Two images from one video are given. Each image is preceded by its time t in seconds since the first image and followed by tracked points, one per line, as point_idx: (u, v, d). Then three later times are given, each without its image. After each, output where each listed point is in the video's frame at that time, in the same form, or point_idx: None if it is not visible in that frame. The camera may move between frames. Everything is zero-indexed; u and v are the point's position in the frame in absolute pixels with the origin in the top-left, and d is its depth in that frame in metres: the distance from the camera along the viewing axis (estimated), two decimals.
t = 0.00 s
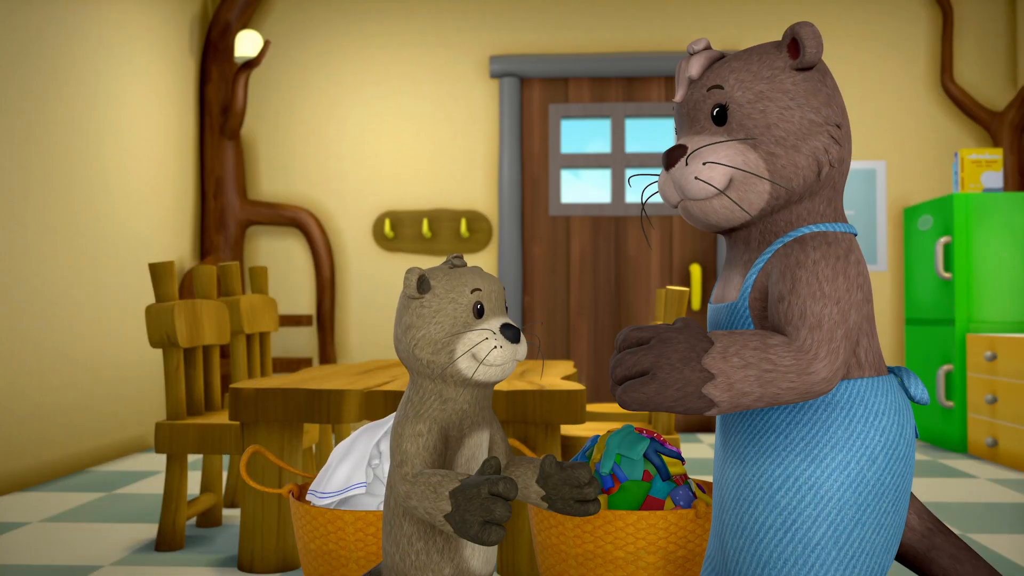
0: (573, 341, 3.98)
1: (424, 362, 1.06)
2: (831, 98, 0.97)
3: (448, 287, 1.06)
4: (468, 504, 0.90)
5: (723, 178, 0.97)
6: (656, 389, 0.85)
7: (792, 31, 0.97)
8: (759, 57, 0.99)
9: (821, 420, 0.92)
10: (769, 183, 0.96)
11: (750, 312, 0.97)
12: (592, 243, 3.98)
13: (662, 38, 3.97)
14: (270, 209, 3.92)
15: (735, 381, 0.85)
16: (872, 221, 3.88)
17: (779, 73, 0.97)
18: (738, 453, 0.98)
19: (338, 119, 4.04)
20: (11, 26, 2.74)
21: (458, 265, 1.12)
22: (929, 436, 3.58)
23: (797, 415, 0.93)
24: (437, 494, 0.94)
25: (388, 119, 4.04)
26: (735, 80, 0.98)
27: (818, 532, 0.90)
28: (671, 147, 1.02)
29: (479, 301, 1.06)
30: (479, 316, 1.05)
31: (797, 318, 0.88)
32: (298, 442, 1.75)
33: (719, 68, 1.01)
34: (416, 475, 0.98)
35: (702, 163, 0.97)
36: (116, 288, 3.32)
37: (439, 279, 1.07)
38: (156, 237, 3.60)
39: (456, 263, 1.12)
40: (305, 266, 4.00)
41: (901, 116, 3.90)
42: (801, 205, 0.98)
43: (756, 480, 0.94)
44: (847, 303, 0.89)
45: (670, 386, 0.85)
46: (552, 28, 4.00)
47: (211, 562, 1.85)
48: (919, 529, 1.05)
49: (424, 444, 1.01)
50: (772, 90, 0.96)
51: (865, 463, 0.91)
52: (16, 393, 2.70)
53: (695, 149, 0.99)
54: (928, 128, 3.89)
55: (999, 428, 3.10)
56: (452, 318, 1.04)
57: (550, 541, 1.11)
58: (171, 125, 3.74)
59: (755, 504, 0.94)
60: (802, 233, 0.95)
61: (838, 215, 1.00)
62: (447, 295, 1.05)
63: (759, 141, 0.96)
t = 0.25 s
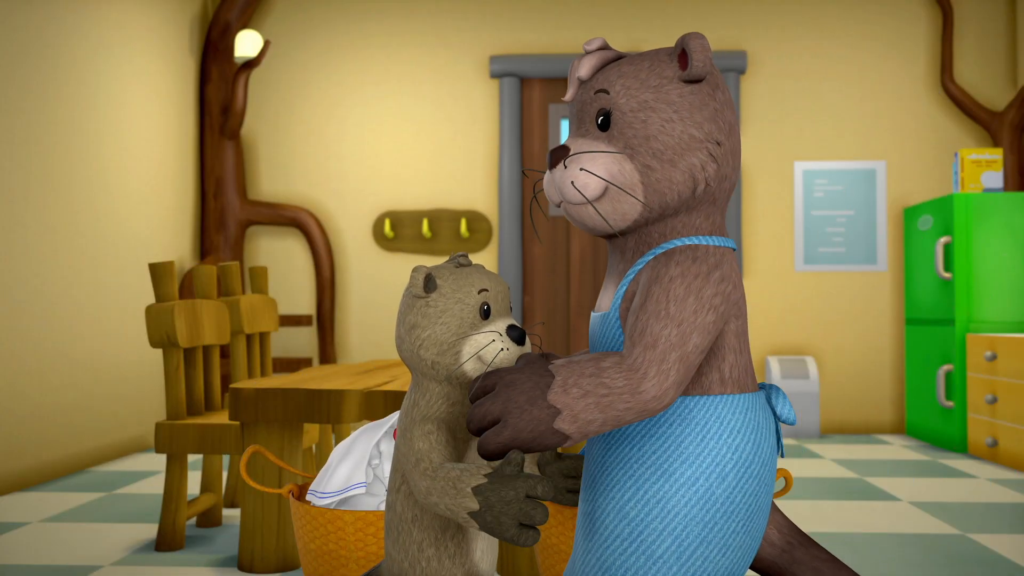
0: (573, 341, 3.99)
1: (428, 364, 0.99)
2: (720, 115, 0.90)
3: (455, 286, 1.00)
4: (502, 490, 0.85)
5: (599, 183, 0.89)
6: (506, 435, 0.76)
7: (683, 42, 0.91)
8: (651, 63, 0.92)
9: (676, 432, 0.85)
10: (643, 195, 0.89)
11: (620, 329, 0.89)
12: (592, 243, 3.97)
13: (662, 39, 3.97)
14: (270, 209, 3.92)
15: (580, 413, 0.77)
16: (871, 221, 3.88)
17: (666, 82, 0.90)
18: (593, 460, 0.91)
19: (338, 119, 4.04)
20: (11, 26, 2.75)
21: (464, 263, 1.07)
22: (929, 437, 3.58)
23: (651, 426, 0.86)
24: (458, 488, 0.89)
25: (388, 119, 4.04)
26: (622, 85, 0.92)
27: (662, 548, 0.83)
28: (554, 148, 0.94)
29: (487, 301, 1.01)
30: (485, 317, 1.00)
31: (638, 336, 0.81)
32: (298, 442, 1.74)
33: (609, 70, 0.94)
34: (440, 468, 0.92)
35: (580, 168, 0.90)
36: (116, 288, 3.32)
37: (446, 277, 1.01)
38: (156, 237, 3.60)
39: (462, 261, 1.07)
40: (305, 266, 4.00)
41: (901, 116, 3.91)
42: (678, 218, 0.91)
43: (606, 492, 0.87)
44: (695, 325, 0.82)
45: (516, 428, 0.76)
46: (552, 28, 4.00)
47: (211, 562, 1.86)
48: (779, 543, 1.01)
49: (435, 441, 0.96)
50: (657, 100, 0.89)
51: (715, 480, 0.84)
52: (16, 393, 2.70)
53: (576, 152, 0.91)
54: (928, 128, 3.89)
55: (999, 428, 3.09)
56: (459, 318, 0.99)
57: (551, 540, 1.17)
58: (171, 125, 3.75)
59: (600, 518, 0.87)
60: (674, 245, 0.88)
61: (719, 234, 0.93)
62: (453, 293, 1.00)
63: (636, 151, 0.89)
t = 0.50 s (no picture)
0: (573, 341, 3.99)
1: (422, 357, 0.92)
2: (666, 103, 0.88)
3: (445, 275, 0.94)
4: (508, 467, 0.75)
5: (553, 184, 0.86)
6: (454, 428, 0.73)
7: (623, 33, 0.88)
8: (593, 56, 0.89)
9: (627, 423, 0.82)
10: (599, 191, 0.87)
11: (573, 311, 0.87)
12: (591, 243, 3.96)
13: (661, 38, 3.97)
14: (270, 209, 3.92)
15: (526, 398, 0.73)
16: (871, 221, 3.88)
17: (611, 75, 0.87)
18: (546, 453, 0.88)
19: (338, 119, 4.04)
20: (11, 27, 2.75)
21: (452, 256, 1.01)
22: (929, 436, 3.57)
23: (603, 417, 0.83)
24: (458, 478, 0.78)
25: (388, 119, 4.04)
26: (566, 81, 0.88)
27: (615, 542, 0.81)
28: (503, 149, 0.91)
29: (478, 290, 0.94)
30: (477, 305, 0.93)
31: (585, 317, 0.78)
32: (299, 442, 1.74)
33: (551, 67, 0.91)
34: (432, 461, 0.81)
35: (532, 169, 0.86)
36: (116, 288, 3.32)
37: (435, 268, 0.95)
38: (156, 238, 3.60)
39: (451, 254, 1.01)
40: (305, 266, 4.00)
41: (901, 116, 3.91)
42: (637, 210, 0.89)
43: (559, 486, 0.84)
44: (647, 313, 0.79)
45: (464, 419, 0.73)
46: (552, 28, 4.00)
47: (211, 562, 1.86)
48: (732, 534, 0.95)
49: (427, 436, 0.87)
50: (604, 94, 0.86)
51: (669, 470, 0.81)
52: (16, 393, 2.70)
53: (527, 153, 0.88)
54: (928, 128, 3.89)
55: (999, 428, 3.09)
56: (450, 308, 0.92)
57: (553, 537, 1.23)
58: (171, 125, 3.75)
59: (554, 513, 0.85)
60: (637, 235, 0.86)
61: (677, 225, 0.91)
62: (444, 283, 0.93)
63: (588, 147, 0.86)
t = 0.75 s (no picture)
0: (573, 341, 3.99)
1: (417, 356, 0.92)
2: (648, 102, 0.88)
3: (437, 273, 0.94)
4: (516, 468, 0.77)
5: (550, 195, 0.85)
6: (449, 412, 0.69)
7: (599, 37, 0.88)
8: (571, 64, 0.88)
9: (631, 423, 0.82)
10: (598, 197, 0.86)
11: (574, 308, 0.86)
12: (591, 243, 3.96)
13: (661, 38, 3.97)
14: (270, 209, 3.92)
15: (527, 389, 0.71)
16: (872, 221, 3.88)
17: (592, 81, 0.87)
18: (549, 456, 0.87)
19: (338, 119, 4.04)
20: (11, 27, 2.75)
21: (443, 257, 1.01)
22: (929, 436, 3.57)
23: (607, 419, 0.82)
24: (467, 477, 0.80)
25: (388, 119, 4.04)
26: (549, 91, 0.87)
27: (625, 542, 0.81)
28: (492, 166, 0.89)
29: (470, 287, 0.95)
30: (470, 302, 0.94)
31: (588, 311, 0.78)
32: (299, 442, 1.74)
33: (531, 78, 0.90)
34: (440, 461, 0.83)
35: (526, 183, 0.85)
36: (116, 288, 3.32)
37: (427, 267, 0.95)
38: (156, 238, 3.60)
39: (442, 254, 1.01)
40: (305, 266, 4.00)
41: (901, 116, 3.91)
42: (635, 211, 0.89)
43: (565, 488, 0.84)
44: (651, 307, 0.79)
45: (463, 406, 0.70)
46: (552, 28, 4.00)
47: (211, 562, 1.86)
48: (737, 527, 0.95)
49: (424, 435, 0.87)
50: (589, 100, 0.86)
51: (675, 467, 0.82)
52: (16, 393, 2.70)
53: (519, 168, 0.86)
54: (928, 128, 3.89)
55: (999, 428, 3.09)
56: (443, 306, 0.92)
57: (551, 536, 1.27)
58: (171, 125, 3.75)
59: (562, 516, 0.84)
60: (641, 234, 0.85)
61: (671, 223, 0.91)
62: (436, 281, 0.93)
63: (581, 155, 0.85)
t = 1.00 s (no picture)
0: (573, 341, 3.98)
1: (391, 374, 1.02)
2: (620, 110, 0.88)
3: (413, 294, 1.02)
4: (430, 523, 0.84)
5: (543, 226, 0.85)
6: (485, 459, 0.70)
7: (561, 56, 0.87)
8: (537, 87, 0.88)
9: (651, 432, 0.82)
10: (590, 218, 0.86)
11: (585, 331, 0.86)
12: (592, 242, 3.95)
13: (661, 38, 3.97)
14: (270, 209, 3.92)
15: (561, 429, 0.72)
16: (872, 222, 3.88)
17: (561, 102, 0.86)
18: (563, 467, 0.86)
19: (338, 119, 4.04)
20: (11, 27, 2.75)
21: (424, 271, 1.09)
22: (929, 436, 3.57)
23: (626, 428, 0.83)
24: (399, 510, 0.90)
25: (388, 119, 4.04)
26: (521, 120, 0.87)
27: (645, 552, 0.81)
28: (478, 204, 0.89)
29: (446, 307, 1.02)
30: (446, 323, 1.01)
31: (604, 333, 0.78)
32: (299, 442, 1.74)
33: (499, 108, 0.89)
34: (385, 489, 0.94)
35: (517, 218, 0.85)
36: (116, 288, 3.32)
37: (404, 285, 1.04)
38: (156, 237, 3.60)
39: (423, 268, 1.09)
40: (305, 266, 4.00)
41: (901, 116, 3.91)
42: (630, 221, 0.88)
43: (583, 499, 0.84)
44: (665, 317, 0.79)
45: (498, 454, 0.70)
46: (552, 28, 4.00)
47: (211, 562, 1.86)
48: (750, 531, 0.96)
49: (392, 456, 0.98)
50: (562, 122, 0.86)
51: (695, 475, 0.82)
52: (16, 393, 2.70)
53: (506, 204, 0.86)
54: (928, 128, 3.89)
55: (999, 428, 3.09)
56: (418, 326, 1.01)
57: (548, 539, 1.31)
58: (171, 125, 3.75)
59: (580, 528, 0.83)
60: (638, 246, 0.85)
61: (667, 225, 0.91)
62: (412, 302, 1.02)
63: (566, 180, 0.85)
